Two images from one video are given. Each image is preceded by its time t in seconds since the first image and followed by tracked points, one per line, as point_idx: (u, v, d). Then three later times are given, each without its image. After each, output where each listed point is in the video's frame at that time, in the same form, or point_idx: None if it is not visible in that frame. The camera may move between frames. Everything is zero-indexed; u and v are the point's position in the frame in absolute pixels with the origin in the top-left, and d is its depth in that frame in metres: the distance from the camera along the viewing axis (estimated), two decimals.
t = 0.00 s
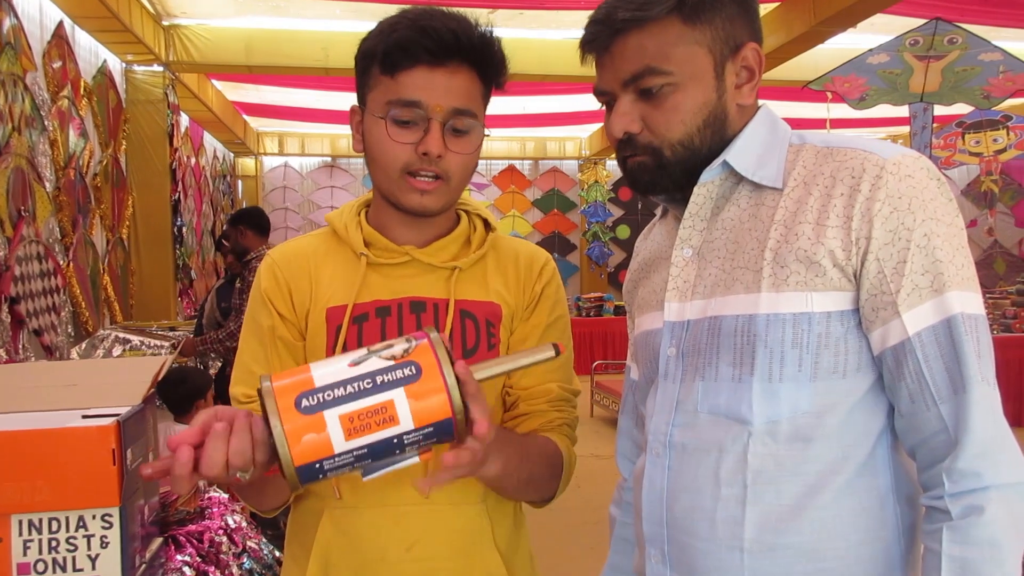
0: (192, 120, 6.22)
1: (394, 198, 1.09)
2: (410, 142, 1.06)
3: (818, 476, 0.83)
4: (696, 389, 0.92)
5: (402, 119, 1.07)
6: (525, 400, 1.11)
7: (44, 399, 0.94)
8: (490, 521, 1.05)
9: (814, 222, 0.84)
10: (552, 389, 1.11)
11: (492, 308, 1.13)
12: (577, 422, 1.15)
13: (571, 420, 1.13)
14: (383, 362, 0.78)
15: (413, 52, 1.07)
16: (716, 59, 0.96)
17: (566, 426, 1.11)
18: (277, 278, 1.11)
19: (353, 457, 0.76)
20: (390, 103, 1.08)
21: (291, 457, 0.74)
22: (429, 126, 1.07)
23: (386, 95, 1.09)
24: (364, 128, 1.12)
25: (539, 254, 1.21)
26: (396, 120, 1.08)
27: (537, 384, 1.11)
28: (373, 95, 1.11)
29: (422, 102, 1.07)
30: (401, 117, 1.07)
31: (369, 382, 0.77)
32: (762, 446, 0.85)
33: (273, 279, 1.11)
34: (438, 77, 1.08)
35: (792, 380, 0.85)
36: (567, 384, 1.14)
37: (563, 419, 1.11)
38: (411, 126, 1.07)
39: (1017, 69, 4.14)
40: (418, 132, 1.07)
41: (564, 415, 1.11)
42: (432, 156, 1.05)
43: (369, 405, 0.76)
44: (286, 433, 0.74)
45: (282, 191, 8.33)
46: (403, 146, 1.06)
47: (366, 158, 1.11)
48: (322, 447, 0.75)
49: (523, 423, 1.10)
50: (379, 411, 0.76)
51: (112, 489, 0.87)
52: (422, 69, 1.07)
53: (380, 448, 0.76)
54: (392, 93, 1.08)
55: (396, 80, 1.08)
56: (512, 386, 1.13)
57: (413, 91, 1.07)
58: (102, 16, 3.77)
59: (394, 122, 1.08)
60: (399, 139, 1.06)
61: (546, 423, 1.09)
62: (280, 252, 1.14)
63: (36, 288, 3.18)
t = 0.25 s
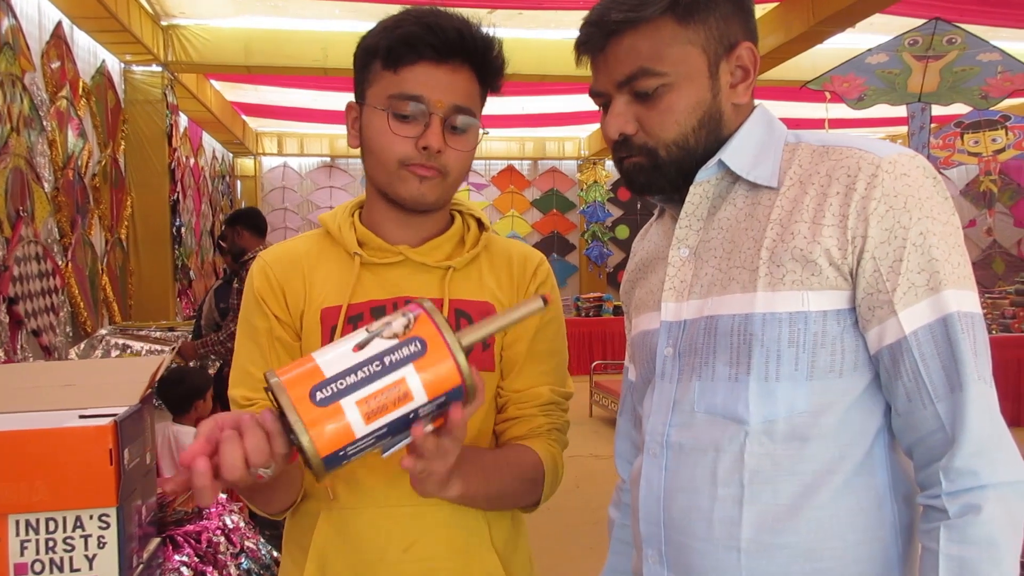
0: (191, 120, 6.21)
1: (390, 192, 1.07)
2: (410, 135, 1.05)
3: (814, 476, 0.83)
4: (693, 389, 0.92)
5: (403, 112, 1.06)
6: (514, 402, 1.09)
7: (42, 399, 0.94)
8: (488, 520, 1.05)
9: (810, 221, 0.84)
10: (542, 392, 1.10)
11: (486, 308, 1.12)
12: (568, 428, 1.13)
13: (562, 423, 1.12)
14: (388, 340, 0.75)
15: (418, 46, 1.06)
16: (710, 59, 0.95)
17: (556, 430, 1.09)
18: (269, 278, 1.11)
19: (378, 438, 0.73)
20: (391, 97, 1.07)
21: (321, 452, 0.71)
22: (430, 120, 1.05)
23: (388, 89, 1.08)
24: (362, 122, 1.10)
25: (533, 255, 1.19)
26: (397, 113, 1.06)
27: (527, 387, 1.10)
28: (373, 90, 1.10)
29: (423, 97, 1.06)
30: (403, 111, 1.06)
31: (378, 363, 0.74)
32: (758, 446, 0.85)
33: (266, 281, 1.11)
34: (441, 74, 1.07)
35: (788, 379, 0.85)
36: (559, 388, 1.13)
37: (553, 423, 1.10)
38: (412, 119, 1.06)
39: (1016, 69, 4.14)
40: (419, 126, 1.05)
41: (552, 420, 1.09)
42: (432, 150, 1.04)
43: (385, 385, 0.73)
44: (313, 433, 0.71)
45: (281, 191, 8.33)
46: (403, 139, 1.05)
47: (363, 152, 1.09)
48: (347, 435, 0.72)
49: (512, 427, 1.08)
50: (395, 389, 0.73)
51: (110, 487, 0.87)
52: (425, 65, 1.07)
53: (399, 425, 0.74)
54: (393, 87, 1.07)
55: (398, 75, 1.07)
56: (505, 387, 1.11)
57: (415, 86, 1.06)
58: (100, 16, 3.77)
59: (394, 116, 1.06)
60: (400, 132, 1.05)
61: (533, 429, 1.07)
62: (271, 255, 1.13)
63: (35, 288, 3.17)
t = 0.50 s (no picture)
0: (190, 120, 6.21)
1: (377, 192, 1.03)
2: (393, 133, 1.00)
3: (807, 474, 0.83)
4: (687, 387, 0.92)
5: (387, 110, 1.01)
6: (509, 392, 1.05)
7: (39, 398, 0.94)
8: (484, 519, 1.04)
9: (803, 218, 0.85)
10: (535, 378, 1.04)
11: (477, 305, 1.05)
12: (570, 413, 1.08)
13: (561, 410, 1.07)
14: (370, 304, 0.72)
15: (401, 44, 1.01)
16: (704, 56, 0.96)
17: (555, 414, 1.04)
18: (264, 280, 1.07)
19: (413, 389, 0.74)
20: (374, 95, 1.02)
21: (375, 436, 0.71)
22: (414, 117, 1.00)
23: (371, 87, 1.03)
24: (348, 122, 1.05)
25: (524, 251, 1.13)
26: (381, 111, 1.01)
27: (517, 374, 1.05)
28: (357, 89, 1.05)
29: (407, 94, 1.01)
30: (387, 109, 1.01)
31: (371, 326, 0.72)
32: (752, 444, 0.85)
33: (261, 283, 1.07)
34: (426, 72, 1.02)
35: (780, 378, 0.85)
36: (557, 378, 1.08)
37: (551, 409, 1.04)
38: (396, 117, 1.01)
39: (1014, 70, 4.15)
40: (402, 123, 1.00)
41: (550, 403, 1.04)
42: (417, 147, 0.99)
43: (391, 344, 0.72)
44: (358, 428, 0.70)
45: (280, 191, 8.32)
46: (386, 138, 1.00)
47: (349, 152, 1.04)
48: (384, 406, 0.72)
49: (508, 415, 1.03)
50: (401, 344, 0.72)
51: (106, 486, 0.87)
52: (410, 63, 1.02)
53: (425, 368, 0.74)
54: (376, 85, 1.02)
55: (381, 73, 1.02)
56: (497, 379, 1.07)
57: (399, 83, 1.01)
58: (99, 15, 3.77)
59: (378, 113, 1.01)
60: (384, 129, 1.00)
61: (532, 414, 1.02)
62: (267, 257, 1.09)
63: (33, 288, 3.17)
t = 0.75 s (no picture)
0: (188, 120, 6.20)
1: (358, 194, 1.00)
2: (366, 133, 0.97)
3: (802, 472, 0.83)
4: (682, 384, 0.92)
5: (359, 111, 0.98)
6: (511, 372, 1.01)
7: (35, 399, 0.94)
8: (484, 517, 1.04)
9: (797, 216, 0.84)
10: (544, 344, 0.99)
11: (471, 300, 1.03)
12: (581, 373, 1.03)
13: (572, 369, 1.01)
14: (323, 324, 0.71)
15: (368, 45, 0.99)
16: (704, 49, 0.95)
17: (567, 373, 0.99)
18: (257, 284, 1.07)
19: (419, 339, 0.71)
20: (346, 97, 1.00)
21: (430, 398, 0.69)
22: (386, 117, 0.97)
23: (343, 90, 1.01)
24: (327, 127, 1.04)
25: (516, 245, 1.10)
26: (353, 113, 0.98)
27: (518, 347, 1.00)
28: (334, 93, 1.03)
29: (379, 94, 0.99)
30: (359, 110, 0.98)
31: (335, 323, 0.70)
32: (746, 442, 0.84)
33: (254, 286, 1.07)
34: (397, 70, 0.99)
35: (775, 375, 0.85)
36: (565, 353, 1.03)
37: (561, 368, 0.98)
38: (367, 118, 0.98)
39: (1012, 70, 4.16)
40: (374, 124, 0.97)
41: (559, 364, 0.98)
42: (388, 147, 0.95)
43: (365, 320, 0.69)
44: (407, 406, 0.68)
45: (279, 191, 8.32)
46: (359, 139, 0.97)
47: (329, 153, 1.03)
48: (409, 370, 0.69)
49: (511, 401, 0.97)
50: (375, 315, 0.70)
51: (101, 486, 0.86)
52: (380, 62, 0.99)
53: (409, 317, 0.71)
54: (348, 88, 1.00)
55: (353, 75, 1.00)
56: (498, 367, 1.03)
57: (369, 83, 0.99)
58: (97, 16, 3.76)
59: (350, 115, 0.99)
60: (356, 131, 0.97)
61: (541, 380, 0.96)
62: (260, 260, 1.10)
63: (30, 288, 3.16)
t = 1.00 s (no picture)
0: (187, 120, 6.20)
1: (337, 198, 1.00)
2: (332, 138, 0.96)
3: (801, 470, 0.83)
4: (681, 381, 0.91)
5: (325, 116, 0.97)
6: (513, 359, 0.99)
7: (30, 398, 0.93)
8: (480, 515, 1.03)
9: (797, 213, 0.84)
10: (533, 324, 0.96)
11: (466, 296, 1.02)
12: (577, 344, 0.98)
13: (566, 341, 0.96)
14: (294, 414, 0.65)
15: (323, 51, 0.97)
16: (700, 44, 0.95)
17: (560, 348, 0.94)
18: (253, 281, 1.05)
19: (380, 366, 0.65)
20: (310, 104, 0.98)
21: (428, 404, 0.63)
22: (350, 118, 0.96)
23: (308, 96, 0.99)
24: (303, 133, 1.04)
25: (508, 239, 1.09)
26: (320, 117, 0.97)
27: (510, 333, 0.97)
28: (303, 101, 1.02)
29: (340, 96, 0.97)
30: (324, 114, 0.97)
31: (301, 405, 0.64)
32: (744, 439, 0.84)
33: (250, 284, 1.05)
34: (356, 70, 0.97)
35: (774, 372, 0.84)
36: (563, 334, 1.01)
37: (552, 343, 0.94)
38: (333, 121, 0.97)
39: (1010, 70, 4.16)
40: (341, 126, 0.96)
41: (550, 339, 0.94)
42: (355, 149, 0.95)
43: (325, 387, 0.63)
44: (410, 428, 0.62)
45: (278, 191, 8.31)
46: (326, 143, 0.96)
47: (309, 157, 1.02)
48: (389, 397, 0.63)
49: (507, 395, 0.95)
50: (329, 376, 0.64)
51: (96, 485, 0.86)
52: (339, 64, 0.97)
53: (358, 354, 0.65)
54: (312, 93, 0.99)
55: (317, 81, 0.99)
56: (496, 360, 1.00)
57: (331, 87, 0.97)
58: (96, 15, 3.76)
59: (316, 120, 0.98)
60: (323, 137, 0.96)
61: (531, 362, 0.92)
62: (257, 258, 1.07)
63: (29, 288, 3.16)
